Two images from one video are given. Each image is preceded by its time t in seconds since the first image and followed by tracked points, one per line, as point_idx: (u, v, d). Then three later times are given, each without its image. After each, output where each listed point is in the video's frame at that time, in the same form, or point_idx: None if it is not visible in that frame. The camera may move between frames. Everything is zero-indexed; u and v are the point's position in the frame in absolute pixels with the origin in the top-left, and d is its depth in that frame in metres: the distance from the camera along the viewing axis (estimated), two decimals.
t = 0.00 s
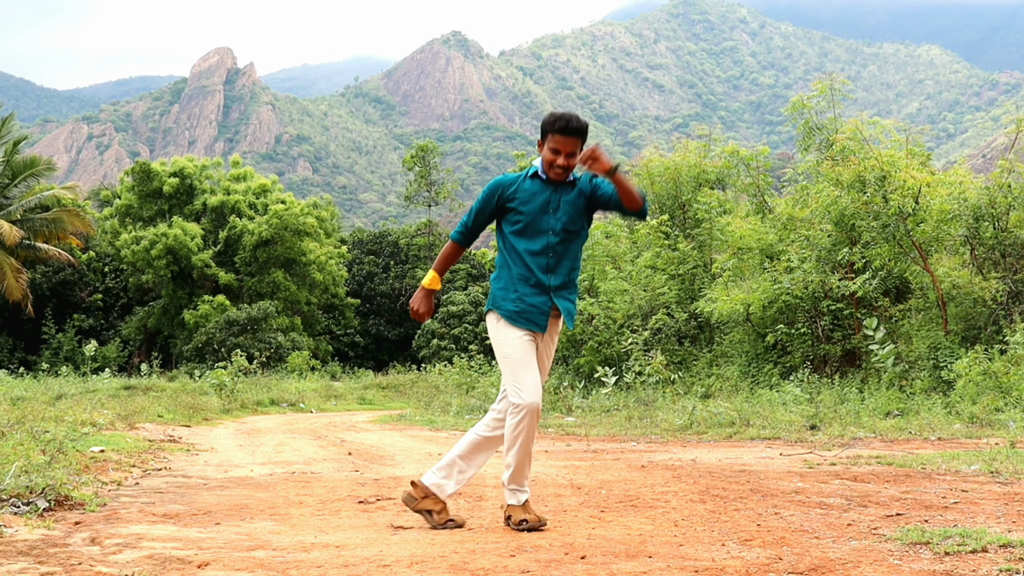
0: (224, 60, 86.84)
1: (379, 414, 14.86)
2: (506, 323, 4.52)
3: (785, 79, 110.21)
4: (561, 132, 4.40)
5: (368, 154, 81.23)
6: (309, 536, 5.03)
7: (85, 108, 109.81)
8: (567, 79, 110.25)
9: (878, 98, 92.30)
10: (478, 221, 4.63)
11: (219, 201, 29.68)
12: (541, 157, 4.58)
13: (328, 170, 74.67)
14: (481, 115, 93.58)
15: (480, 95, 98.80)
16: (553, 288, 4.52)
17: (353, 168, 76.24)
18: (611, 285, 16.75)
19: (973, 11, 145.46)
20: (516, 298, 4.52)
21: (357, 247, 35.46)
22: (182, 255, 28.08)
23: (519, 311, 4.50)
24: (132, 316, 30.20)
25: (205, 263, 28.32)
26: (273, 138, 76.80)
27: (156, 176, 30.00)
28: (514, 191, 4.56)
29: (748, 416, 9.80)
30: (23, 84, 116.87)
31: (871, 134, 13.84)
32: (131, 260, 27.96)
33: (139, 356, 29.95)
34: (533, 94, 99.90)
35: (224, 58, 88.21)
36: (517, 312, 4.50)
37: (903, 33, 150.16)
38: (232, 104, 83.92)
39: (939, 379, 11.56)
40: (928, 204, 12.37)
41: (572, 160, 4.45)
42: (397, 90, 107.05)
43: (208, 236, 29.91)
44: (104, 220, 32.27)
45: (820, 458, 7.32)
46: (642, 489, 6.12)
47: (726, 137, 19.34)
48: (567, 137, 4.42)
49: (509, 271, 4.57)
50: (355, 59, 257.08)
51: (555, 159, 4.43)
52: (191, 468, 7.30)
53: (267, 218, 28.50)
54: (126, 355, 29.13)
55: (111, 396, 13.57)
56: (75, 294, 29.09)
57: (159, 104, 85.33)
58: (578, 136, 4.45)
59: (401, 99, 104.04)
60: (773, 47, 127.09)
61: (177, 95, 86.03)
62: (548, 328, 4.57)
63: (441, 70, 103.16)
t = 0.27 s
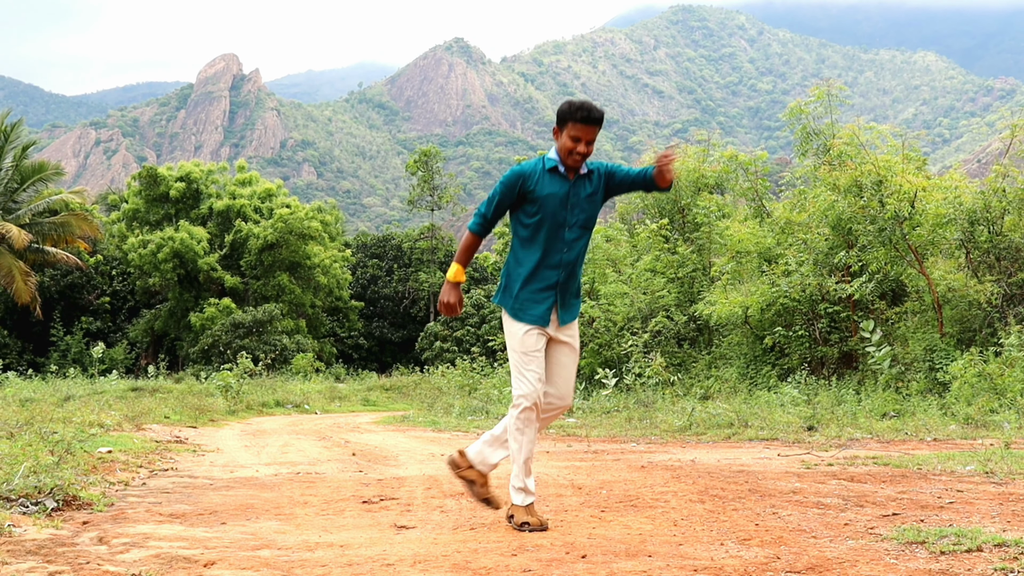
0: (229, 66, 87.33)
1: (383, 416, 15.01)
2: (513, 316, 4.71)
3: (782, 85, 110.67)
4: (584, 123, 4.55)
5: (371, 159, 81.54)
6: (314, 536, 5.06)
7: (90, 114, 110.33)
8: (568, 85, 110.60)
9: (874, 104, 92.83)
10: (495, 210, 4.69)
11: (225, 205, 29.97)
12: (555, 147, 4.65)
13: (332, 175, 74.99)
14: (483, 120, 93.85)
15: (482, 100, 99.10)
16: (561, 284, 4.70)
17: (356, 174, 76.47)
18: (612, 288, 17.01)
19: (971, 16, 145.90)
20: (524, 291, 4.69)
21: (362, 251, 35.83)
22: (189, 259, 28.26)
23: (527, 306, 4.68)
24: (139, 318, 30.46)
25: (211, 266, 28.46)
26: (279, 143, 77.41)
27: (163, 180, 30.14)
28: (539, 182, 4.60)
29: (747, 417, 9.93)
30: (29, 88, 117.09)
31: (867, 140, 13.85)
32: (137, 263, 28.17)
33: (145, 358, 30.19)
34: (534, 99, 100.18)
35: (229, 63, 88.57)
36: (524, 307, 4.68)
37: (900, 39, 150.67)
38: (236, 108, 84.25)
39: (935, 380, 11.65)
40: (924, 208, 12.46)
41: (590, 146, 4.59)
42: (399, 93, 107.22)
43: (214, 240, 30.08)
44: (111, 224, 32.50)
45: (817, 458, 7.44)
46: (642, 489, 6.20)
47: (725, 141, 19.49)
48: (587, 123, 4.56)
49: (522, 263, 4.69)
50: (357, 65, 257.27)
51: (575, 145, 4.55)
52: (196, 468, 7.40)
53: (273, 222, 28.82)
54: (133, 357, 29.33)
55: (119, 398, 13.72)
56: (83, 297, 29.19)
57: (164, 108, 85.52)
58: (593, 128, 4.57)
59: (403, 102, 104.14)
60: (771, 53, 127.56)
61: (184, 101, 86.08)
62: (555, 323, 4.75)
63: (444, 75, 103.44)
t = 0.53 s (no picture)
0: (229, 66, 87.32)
1: (383, 417, 15.03)
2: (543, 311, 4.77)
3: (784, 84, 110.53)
4: (591, 105, 4.62)
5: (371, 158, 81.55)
6: (314, 535, 5.06)
7: (91, 115, 110.35)
8: (568, 84, 110.59)
9: (875, 103, 92.70)
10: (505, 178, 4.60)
11: (225, 205, 29.93)
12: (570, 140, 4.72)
13: (331, 174, 74.99)
14: (483, 120, 93.84)
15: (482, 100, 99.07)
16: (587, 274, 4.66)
17: (356, 173, 76.51)
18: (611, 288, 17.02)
19: (971, 15, 145.82)
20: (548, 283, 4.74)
21: (361, 250, 35.77)
22: (189, 259, 28.25)
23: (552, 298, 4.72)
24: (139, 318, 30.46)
25: (211, 266, 28.47)
26: (278, 142, 77.44)
27: (163, 180, 30.14)
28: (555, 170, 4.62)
29: (747, 418, 9.92)
30: (29, 89, 117.09)
31: (866, 140, 13.86)
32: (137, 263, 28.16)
33: (145, 358, 30.20)
34: (534, 99, 100.19)
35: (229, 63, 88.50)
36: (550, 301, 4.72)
37: (899, 39, 150.61)
38: (236, 108, 84.21)
39: (935, 380, 11.65)
40: (924, 208, 12.52)
41: (603, 128, 4.64)
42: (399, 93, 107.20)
43: (214, 240, 30.08)
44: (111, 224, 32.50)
45: (817, 458, 7.44)
46: (642, 490, 6.19)
47: (725, 141, 19.48)
48: (594, 103, 4.64)
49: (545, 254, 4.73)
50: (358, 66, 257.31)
51: (587, 126, 4.61)
52: (196, 468, 7.41)
53: (273, 222, 28.82)
54: (133, 357, 29.33)
55: (120, 399, 13.73)
56: (83, 297, 29.18)
57: (163, 108, 85.49)
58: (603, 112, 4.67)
59: (403, 102, 104.12)
60: (770, 54, 127.61)
61: (183, 101, 86.12)
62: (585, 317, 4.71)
63: (444, 75, 103.40)
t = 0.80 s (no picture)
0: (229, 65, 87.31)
1: (384, 417, 15.03)
2: (573, 322, 4.76)
3: (784, 84, 110.51)
4: (600, 115, 4.67)
5: (371, 158, 81.53)
6: (314, 535, 5.06)
7: (91, 115, 110.22)
8: (568, 84, 110.55)
9: (875, 103, 92.70)
10: (528, 199, 4.50)
11: (225, 205, 29.94)
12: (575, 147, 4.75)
13: (331, 175, 75.01)
14: (483, 120, 93.84)
15: (482, 100, 99.05)
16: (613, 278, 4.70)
17: (356, 173, 76.54)
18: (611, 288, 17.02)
19: (970, 15, 145.79)
20: (576, 294, 4.73)
21: (361, 251, 35.78)
22: (189, 259, 28.25)
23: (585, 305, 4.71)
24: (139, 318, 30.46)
25: (211, 266, 28.47)
26: (278, 142, 77.47)
27: (163, 180, 30.14)
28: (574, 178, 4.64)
29: (747, 418, 9.92)
30: (29, 89, 116.93)
31: (867, 140, 13.85)
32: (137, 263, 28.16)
33: (145, 358, 30.20)
34: (534, 99, 100.16)
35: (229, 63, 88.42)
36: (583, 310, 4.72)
37: (899, 40, 150.61)
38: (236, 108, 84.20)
39: (935, 380, 11.65)
40: (925, 208, 12.50)
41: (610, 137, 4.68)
42: (399, 93, 107.14)
43: (214, 240, 30.08)
44: (111, 224, 32.51)
45: (818, 458, 7.45)
46: (643, 490, 6.18)
47: (725, 141, 19.47)
48: (601, 112, 4.70)
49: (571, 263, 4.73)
50: (358, 66, 257.12)
51: (595, 134, 4.65)
52: (196, 468, 7.41)
53: (273, 222, 28.82)
54: (133, 357, 29.33)
55: (120, 399, 13.74)
56: (83, 297, 29.17)
57: (164, 108, 85.36)
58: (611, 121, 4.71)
59: (403, 102, 104.08)
60: (770, 53, 127.64)
61: (183, 101, 86.16)
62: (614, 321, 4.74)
63: (444, 75, 103.40)
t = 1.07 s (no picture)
0: (229, 66, 87.35)
1: (384, 417, 15.04)
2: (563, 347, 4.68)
3: (784, 84, 110.52)
4: (577, 143, 4.48)
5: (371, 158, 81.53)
6: (314, 535, 5.06)
7: (92, 116, 110.22)
8: (568, 84, 110.57)
9: (875, 103, 92.71)
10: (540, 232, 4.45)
11: (225, 205, 29.95)
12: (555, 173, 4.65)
13: (331, 175, 75.01)
14: (483, 120, 93.84)
15: (482, 100, 99.05)
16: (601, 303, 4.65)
17: (356, 173, 76.55)
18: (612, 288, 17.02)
19: (970, 15, 145.83)
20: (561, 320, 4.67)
21: (361, 251, 35.79)
22: (189, 259, 28.25)
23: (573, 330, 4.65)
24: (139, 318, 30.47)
25: (211, 266, 28.48)
26: (278, 142, 77.48)
27: (163, 180, 30.14)
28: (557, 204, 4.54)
29: (747, 418, 9.93)
30: (29, 89, 116.82)
31: (867, 139, 13.84)
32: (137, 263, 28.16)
33: (145, 358, 30.20)
34: (534, 99, 100.23)
35: (229, 63, 88.42)
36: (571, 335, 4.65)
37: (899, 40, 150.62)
38: (236, 108, 84.26)
39: (935, 380, 11.66)
40: (925, 208, 12.50)
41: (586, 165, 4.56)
42: (399, 93, 107.14)
43: (214, 240, 30.09)
44: (111, 224, 32.52)
45: (818, 458, 7.45)
46: (642, 489, 6.18)
47: (725, 141, 19.47)
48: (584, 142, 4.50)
49: (556, 290, 4.65)
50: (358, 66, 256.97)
51: (572, 164, 4.54)
52: (196, 468, 7.41)
53: (273, 222, 28.82)
54: (133, 357, 29.34)
55: (120, 399, 13.74)
56: (83, 297, 29.17)
57: (164, 108, 85.33)
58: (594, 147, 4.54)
59: (403, 103, 104.06)
60: (770, 53, 127.74)
61: (183, 100, 86.16)
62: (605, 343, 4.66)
63: (444, 75, 103.41)
